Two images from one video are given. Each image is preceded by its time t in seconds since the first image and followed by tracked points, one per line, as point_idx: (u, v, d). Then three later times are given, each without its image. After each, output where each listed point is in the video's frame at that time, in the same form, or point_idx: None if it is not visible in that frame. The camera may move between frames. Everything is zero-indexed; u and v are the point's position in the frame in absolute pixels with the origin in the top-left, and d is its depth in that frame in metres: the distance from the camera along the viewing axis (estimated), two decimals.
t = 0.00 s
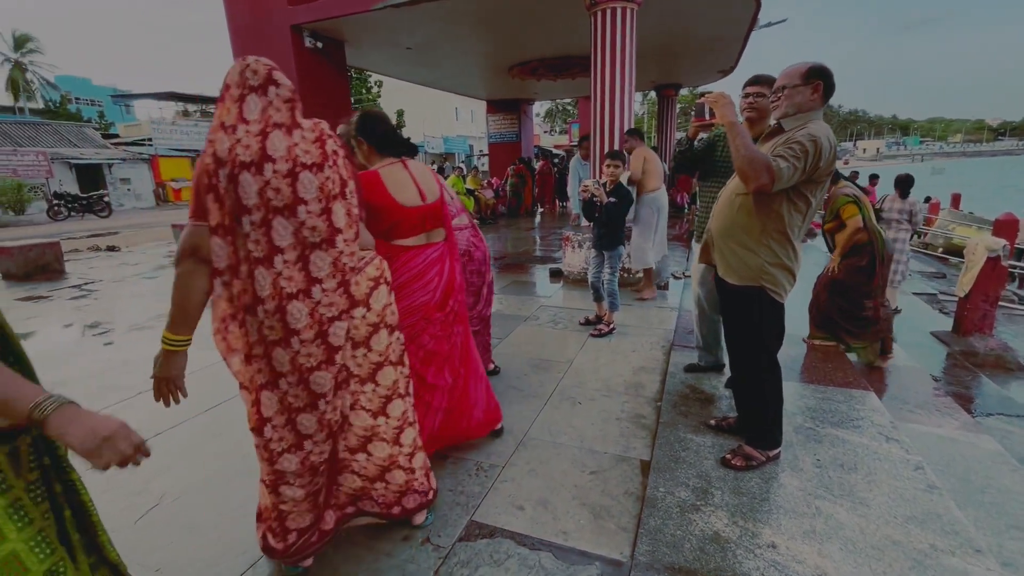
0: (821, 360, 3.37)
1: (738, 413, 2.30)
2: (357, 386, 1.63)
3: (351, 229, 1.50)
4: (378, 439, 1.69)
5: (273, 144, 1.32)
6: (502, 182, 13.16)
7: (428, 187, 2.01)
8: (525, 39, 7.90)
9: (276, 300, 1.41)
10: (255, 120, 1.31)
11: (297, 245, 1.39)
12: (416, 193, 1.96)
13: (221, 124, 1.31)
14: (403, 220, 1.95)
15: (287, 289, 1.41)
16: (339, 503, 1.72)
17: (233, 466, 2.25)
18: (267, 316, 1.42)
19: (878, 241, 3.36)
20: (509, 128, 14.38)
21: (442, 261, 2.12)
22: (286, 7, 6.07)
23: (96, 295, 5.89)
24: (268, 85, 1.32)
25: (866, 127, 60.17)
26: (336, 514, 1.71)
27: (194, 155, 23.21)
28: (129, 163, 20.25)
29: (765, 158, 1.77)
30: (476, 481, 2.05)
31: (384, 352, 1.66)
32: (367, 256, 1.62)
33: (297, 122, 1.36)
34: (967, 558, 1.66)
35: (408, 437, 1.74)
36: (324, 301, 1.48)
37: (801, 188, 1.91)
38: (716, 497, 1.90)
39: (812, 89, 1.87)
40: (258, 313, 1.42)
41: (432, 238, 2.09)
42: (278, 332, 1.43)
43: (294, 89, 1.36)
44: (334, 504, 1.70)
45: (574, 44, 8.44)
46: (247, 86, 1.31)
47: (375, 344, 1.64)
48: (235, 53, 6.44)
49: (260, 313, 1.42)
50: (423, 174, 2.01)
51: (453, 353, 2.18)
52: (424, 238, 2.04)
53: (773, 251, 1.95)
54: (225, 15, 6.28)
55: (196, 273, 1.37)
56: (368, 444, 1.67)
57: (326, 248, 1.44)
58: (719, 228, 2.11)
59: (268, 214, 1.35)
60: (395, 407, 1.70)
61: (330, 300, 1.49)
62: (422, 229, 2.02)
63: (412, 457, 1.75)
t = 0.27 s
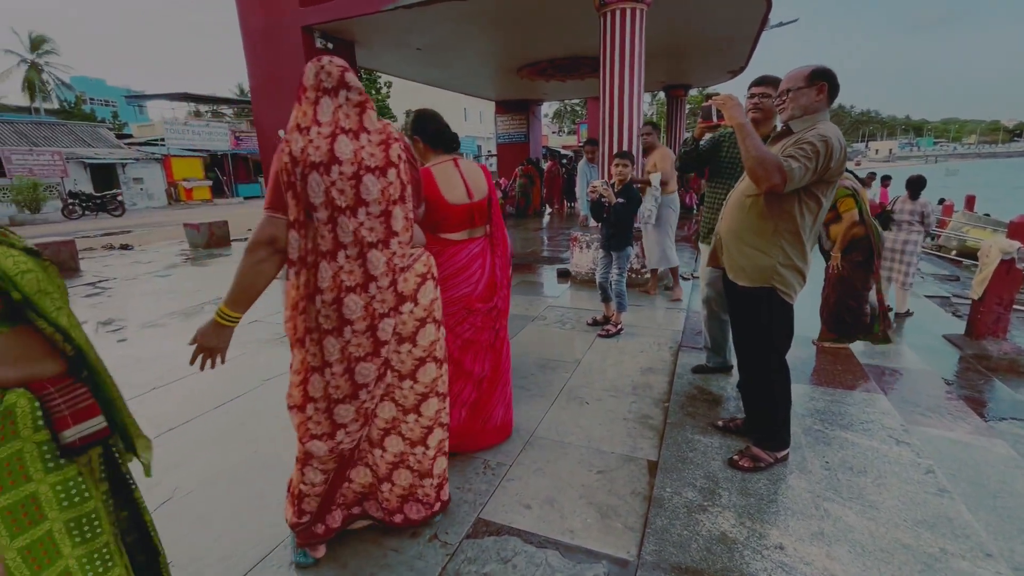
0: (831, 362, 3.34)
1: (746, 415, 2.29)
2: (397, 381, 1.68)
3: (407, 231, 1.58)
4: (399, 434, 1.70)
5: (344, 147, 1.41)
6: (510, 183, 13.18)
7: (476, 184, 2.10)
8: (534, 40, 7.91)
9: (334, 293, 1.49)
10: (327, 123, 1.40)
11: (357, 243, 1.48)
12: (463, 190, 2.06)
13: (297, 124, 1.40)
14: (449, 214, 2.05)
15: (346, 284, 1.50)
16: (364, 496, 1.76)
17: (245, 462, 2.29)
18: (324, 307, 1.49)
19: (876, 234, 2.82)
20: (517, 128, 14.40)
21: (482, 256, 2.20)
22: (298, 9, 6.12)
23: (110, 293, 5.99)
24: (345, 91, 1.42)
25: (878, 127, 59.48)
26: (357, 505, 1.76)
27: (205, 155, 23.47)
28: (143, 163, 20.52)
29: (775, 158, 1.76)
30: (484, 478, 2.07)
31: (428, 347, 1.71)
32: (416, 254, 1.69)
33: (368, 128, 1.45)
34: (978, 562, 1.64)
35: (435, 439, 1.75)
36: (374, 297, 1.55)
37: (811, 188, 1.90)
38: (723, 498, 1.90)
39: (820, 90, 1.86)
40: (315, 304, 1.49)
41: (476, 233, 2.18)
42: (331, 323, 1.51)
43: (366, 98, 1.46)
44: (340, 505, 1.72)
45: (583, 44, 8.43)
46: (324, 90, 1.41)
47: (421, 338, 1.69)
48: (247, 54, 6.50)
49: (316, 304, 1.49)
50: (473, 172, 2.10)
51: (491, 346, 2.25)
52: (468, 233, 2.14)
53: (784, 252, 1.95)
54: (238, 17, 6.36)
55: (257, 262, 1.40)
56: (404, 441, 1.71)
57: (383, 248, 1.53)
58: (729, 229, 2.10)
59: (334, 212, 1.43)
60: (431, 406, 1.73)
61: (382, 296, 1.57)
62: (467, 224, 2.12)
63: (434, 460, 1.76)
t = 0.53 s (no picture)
0: (838, 365, 3.34)
1: (750, 416, 2.30)
2: (419, 372, 1.75)
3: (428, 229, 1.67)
4: (428, 425, 1.76)
5: (369, 146, 1.57)
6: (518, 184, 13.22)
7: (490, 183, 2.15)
8: (542, 42, 7.95)
9: (356, 283, 1.70)
10: (359, 126, 1.59)
11: (379, 239, 1.65)
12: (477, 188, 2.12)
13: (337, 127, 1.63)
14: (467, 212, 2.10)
15: (366, 275, 1.69)
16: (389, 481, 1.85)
17: (256, 458, 2.34)
18: (349, 295, 1.71)
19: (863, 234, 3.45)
20: (525, 130, 14.44)
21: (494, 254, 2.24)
22: (309, 12, 6.20)
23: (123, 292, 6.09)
24: (377, 94, 1.58)
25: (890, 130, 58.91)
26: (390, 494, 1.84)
27: (216, 156, 23.73)
28: (155, 164, 20.80)
29: (778, 162, 1.78)
30: (489, 476, 2.10)
31: (448, 342, 1.74)
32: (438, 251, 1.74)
33: (394, 129, 1.58)
34: (981, 564, 1.65)
35: (463, 435, 1.78)
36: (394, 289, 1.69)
37: (814, 191, 1.92)
38: (726, 497, 1.91)
39: (822, 95, 1.88)
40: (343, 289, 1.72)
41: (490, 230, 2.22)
42: (354, 308, 1.72)
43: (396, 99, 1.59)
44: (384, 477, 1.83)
45: (591, 47, 8.46)
46: (360, 95, 1.61)
47: (440, 334, 1.74)
48: (259, 57, 6.60)
49: (343, 289, 1.72)
50: (489, 172, 2.15)
51: (507, 342, 2.31)
52: (480, 231, 2.18)
53: (788, 254, 1.97)
54: (250, 20, 6.46)
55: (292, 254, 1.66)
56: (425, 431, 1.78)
57: (401, 243, 1.65)
58: (732, 231, 2.12)
59: (358, 209, 1.63)
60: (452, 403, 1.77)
61: (401, 289, 1.70)
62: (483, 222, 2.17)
63: (466, 458, 1.79)
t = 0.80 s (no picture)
0: (846, 368, 3.34)
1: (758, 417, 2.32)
2: (431, 370, 1.79)
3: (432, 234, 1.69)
4: (445, 419, 1.82)
5: (382, 158, 1.64)
6: (527, 186, 13.27)
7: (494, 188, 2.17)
8: (553, 45, 7.99)
9: (366, 284, 1.77)
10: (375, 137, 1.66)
11: (386, 244, 1.71)
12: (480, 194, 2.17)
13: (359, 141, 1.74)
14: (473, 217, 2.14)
15: (375, 278, 1.75)
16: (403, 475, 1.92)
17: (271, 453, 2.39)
18: (361, 295, 1.80)
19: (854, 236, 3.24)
20: (535, 132, 14.48)
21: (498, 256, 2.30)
22: (322, 16, 6.30)
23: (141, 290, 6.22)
24: (396, 108, 1.65)
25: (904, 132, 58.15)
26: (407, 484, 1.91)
27: (229, 157, 24.06)
28: (170, 165, 21.14)
29: (783, 167, 1.81)
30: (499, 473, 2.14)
31: (456, 343, 1.77)
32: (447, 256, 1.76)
33: (407, 141, 1.64)
34: (988, 567, 1.65)
35: (481, 433, 1.82)
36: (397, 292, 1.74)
37: (820, 196, 1.94)
38: (733, 497, 1.93)
39: (829, 100, 1.90)
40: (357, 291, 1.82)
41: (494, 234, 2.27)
42: (364, 309, 1.80)
43: (414, 112, 1.64)
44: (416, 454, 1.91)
45: (602, 50, 8.49)
46: (383, 111, 1.69)
47: (448, 335, 1.77)
48: (274, 61, 6.72)
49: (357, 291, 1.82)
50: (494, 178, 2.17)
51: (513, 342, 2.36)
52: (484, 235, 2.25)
53: (794, 257, 1.98)
54: (266, 25, 6.58)
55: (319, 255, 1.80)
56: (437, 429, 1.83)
57: (404, 247, 1.69)
58: (739, 234, 2.14)
59: (369, 216, 1.70)
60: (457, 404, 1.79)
61: (404, 291, 1.74)
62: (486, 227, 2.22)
63: (486, 456, 1.82)
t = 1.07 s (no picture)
0: (854, 371, 3.34)
1: (764, 418, 2.34)
2: (440, 358, 1.83)
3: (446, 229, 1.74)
4: (450, 406, 1.86)
5: (395, 158, 1.70)
6: (535, 188, 13.31)
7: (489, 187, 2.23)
8: (561, 48, 8.03)
9: (380, 279, 1.82)
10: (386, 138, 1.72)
11: (401, 239, 1.76)
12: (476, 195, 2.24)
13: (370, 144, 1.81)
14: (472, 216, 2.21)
15: (388, 272, 1.80)
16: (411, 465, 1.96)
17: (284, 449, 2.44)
18: (375, 290, 1.85)
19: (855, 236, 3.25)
20: (543, 134, 14.51)
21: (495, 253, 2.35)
22: (334, 20, 6.39)
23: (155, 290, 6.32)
24: (404, 111, 1.71)
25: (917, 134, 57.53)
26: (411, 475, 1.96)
27: (240, 159, 24.31)
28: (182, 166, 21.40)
29: (789, 171, 1.83)
30: (507, 471, 2.17)
31: (466, 333, 1.81)
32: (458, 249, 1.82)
33: (419, 140, 1.70)
34: (994, 568, 1.65)
35: (484, 416, 1.87)
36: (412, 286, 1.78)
37: (825, 200, 1.96)
38: (739, 496, 1.96)
39: (835, 105, 1.92)
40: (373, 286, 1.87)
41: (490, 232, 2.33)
42: (379, 303, 1.85)
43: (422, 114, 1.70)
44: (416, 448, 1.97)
45: (610, 52, 8.52)
46: (390, 115, 1.75)
47: (458, 325, 1.80)
48: (286, 63, 6.81)
49: (373, 286, 1.87)
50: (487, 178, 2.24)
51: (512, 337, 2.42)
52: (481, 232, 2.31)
53: (800, 260, 2.00)
54: (279, 29, 6.67)
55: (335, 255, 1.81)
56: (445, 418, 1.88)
57: (421, 242, 1.75)
58: (745, 237, 2.16)
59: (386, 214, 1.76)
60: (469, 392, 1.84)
61: (419, 284, 1.78)
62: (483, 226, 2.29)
63: (486, 437, 1.89)
